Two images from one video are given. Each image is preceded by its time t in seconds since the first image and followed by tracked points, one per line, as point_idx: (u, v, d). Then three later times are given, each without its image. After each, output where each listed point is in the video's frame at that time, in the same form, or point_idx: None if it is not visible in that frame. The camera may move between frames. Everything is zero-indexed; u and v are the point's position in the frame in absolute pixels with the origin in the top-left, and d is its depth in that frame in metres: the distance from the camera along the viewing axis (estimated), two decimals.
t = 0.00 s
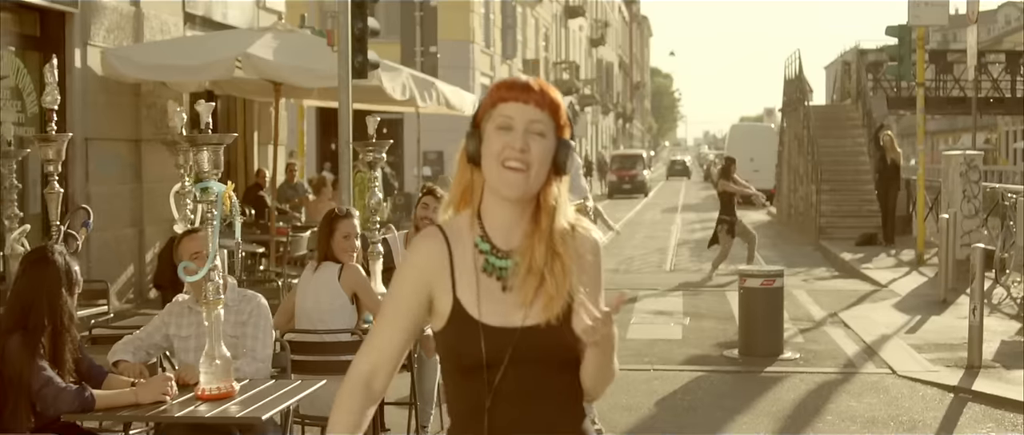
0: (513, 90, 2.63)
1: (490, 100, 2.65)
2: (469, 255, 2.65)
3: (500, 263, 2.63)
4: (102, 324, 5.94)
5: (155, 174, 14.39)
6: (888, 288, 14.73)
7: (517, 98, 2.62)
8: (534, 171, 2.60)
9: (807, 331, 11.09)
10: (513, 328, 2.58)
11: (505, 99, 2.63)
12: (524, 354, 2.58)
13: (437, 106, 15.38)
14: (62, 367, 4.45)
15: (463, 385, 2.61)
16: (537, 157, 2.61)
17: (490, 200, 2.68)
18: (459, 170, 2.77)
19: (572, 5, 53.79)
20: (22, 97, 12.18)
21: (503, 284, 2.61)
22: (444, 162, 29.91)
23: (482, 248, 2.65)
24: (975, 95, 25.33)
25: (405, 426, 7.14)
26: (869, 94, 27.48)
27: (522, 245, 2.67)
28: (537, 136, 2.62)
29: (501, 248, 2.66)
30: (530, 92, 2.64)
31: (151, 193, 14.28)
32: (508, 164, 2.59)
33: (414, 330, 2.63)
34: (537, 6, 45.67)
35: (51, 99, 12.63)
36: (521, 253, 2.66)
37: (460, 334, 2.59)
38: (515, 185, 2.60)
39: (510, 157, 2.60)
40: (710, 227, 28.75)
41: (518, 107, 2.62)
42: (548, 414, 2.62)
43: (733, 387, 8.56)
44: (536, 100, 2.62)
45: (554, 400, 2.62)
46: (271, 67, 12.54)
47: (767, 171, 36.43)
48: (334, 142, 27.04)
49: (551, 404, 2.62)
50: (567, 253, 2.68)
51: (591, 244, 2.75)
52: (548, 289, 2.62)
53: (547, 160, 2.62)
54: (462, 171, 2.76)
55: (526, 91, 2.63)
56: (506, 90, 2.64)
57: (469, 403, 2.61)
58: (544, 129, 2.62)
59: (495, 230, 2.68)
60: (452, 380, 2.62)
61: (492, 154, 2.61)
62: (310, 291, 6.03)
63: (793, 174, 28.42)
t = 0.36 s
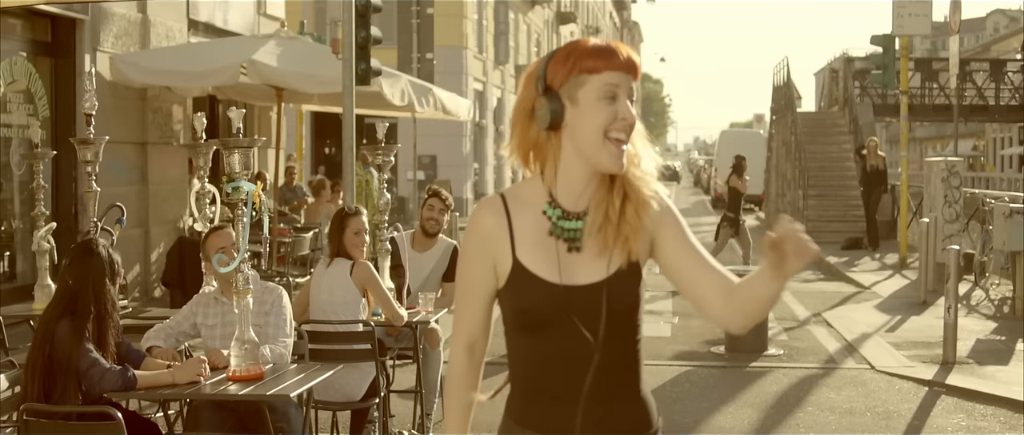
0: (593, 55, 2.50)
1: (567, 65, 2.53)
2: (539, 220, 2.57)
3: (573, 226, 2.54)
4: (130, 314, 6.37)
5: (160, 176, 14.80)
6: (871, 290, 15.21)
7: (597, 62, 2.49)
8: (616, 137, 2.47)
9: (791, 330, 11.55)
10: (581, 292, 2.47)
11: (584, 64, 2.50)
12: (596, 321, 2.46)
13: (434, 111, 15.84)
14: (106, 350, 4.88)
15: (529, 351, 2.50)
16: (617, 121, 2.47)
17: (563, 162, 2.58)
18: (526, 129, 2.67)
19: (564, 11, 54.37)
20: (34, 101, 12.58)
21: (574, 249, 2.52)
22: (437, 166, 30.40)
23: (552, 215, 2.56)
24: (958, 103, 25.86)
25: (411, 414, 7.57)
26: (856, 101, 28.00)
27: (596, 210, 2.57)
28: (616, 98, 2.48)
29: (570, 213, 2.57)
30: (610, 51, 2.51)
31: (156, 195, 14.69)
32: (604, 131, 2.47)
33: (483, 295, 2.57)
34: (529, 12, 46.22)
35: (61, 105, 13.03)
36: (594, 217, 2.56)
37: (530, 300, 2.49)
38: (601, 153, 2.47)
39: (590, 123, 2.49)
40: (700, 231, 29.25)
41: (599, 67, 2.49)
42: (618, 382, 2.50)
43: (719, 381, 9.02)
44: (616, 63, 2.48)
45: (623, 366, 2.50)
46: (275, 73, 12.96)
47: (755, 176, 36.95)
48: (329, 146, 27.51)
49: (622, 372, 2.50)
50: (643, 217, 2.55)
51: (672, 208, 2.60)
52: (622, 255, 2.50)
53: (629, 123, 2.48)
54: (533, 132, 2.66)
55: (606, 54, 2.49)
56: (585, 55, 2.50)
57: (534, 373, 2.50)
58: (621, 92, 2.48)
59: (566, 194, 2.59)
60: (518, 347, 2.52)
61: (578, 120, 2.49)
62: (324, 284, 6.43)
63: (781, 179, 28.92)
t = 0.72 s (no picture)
0: (602, 69, 2.41)
1: (573, 83, 2.43)
2: (564, 246, 2.46)
3: (603, 248, 2.46)
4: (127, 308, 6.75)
5: (137, 180, 15.14)
6: (830, 287, 15.75)
7: (607, 76, 2.40)
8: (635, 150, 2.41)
9: (752, 324, 12.04)
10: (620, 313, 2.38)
11: (596, 82, 2.41)
12: (635, 345, 2.39)
13: (406, 115, 16.26)
14: (112, 337, 5.28)
15: (571, 383, 2.39)
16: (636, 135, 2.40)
17: (584, 183, 2.48)
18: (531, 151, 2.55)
19: (531, 16, 54.90)
20: (16, 107, 12.89)
21: (608, 272, 2.43)
22: (406, 170, 30.82)
23: (577, 238, 2.46)
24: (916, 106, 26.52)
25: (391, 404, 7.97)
26: (817, 105, 28.61)
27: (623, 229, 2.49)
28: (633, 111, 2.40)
29: (597, 232, 2.48)
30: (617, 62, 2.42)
31: (134, 198, 15.04)
32: (622, 151, 2.41)
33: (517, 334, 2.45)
34: (496, 17, 46.67)
35: (43, 111, 13.36)
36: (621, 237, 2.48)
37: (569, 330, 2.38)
38: (622, 172, 2.41)
39: (609, 145, 2.41)
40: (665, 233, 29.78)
41: (610, 80, 2.40)
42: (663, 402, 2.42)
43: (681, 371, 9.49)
44: (626, 75, 2.40)
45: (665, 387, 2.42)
46: (252, 79, 13.33)
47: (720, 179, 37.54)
48: (300, 151, 27.84)
49: (666, 392, 2.43)
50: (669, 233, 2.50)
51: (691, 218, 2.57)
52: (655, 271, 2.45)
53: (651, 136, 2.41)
54: (543, 154, 2.53)
55: (614, 67, 2.40)
56: (591, 71, 2.42)
57: (580, 404, 2.40)
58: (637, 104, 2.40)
59: (588, 217, 2.50)
60: (557, 381, 2.41)
61: (593, 141, 2.42)
62: (309, 279, 6.83)
63: (744, 182, 29.50)
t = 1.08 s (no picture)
0: (617, 73, 2.50)
1: (587, 86, 2.51)
2: (572, 244, 2.54)
3: (607, 249, 2.57)
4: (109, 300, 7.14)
5: (104, 180, 15.46)
6: (779, 279, 16.31)
7: (622, 81, 2.49)
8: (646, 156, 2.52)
9: (702, 314, 12.56)
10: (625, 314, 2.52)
11: (605, 83, 2.50)
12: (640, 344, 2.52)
13: (367, 115, 16.68)
14: (101, 323, 5.66)
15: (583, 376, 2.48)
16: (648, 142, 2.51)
17: (589, 183, 2.57)
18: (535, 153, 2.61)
19: (488, 16, 55.33)
20: None
21: (614, 272, 2.56)
22: (365, 170, 31.17)
23: (586, 238, 2.55)
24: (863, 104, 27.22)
25: (357, 390, 8.42)
26: (770, 103, 29.24)
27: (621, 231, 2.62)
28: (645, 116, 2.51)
29: (600, 233, 2.58)
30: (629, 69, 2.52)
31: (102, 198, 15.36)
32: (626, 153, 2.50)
33: (532, 325, 2.40)
34: (454, 17, 47.00)
35: (12, 114, 13.66)
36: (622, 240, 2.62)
37: (582, 325, 2.47)
38: (628, 173, 2.51)
39: (616, 147, 2.51)
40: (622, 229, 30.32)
41: (622, 85, 2.49)
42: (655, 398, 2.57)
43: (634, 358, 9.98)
44: (641, 82, 2.50)
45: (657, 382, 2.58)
46: (217, 81, 13.68)
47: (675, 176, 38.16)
48: (260, 151, 28.11)
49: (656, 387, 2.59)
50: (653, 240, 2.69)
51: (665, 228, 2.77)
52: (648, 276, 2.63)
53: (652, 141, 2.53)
54: (547, 155, 2.60)
55: (629, 71, 2.50)
56: (606, 75, 2.50)
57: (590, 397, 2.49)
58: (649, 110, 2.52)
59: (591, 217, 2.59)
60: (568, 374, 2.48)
61: (606, 143, 2.51)
62: (282, 271, 7.26)
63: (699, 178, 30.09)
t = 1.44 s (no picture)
0: (541, 49, 2.41)
1: (521, 66, 2.44)
2: (526, 227, 2.46)
3: (561, 232, 2.43)
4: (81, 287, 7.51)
5: (61, 175, 15.75)
6: (722, 267, 16.86)
7: (547, 57, 2.39)
8: (578, 128, 2.39)
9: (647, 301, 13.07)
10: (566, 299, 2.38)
11: (533, 59, 2.41)
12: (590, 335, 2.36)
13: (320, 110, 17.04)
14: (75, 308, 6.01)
15: (533, 364, 2.40)
16: (578, 115, 2.39)
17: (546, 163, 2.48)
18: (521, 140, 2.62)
19: (439, 11, 55.75)
20: None
21: (567, 255, 2.41)
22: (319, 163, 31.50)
23: (541, 219, 2.46)
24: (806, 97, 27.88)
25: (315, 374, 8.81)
26: (715, 96, 29.85)
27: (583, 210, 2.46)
28: (574, 93, 2.39)
29: (561, 216, 2.46)
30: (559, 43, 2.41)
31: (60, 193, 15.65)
32: (546, 129, 2.39)
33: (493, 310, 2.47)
34: (405, 11, 47.33)
35: None
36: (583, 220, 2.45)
37: (529, 310, 2.39)
38: (554, 148, 2.39)
39: (537, 126, 2.39)
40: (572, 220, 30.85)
41: (547, 62, 2.39)
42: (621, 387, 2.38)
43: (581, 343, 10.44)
44: (567, 56, 2.39)
45: (627, 370, 2.38)
46: (173, 78, 13.88)
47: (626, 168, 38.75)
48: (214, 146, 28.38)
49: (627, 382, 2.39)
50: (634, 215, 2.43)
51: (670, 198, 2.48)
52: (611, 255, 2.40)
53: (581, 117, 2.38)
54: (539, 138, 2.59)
55: (554, 47, 2.40)
56: (538, 50, 2.40)
57: (539, 382, 2.39)
58: (582, 85, 2.39)
59: (558, 197, 2.49)
60: (520, 364, 2.42)
61: (529, 121, 2.40)
62: (246, 259, 7.65)
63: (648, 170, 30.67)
